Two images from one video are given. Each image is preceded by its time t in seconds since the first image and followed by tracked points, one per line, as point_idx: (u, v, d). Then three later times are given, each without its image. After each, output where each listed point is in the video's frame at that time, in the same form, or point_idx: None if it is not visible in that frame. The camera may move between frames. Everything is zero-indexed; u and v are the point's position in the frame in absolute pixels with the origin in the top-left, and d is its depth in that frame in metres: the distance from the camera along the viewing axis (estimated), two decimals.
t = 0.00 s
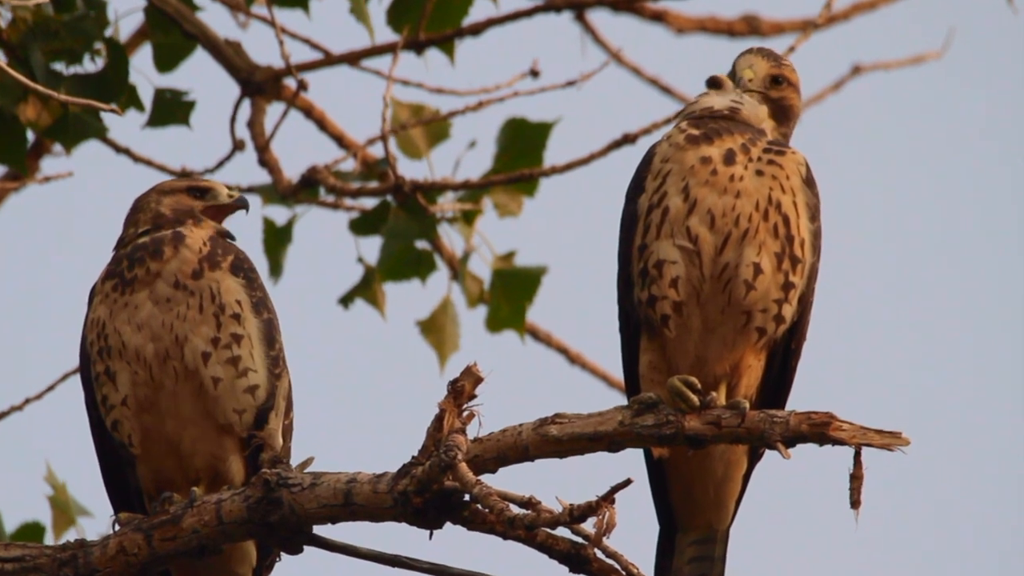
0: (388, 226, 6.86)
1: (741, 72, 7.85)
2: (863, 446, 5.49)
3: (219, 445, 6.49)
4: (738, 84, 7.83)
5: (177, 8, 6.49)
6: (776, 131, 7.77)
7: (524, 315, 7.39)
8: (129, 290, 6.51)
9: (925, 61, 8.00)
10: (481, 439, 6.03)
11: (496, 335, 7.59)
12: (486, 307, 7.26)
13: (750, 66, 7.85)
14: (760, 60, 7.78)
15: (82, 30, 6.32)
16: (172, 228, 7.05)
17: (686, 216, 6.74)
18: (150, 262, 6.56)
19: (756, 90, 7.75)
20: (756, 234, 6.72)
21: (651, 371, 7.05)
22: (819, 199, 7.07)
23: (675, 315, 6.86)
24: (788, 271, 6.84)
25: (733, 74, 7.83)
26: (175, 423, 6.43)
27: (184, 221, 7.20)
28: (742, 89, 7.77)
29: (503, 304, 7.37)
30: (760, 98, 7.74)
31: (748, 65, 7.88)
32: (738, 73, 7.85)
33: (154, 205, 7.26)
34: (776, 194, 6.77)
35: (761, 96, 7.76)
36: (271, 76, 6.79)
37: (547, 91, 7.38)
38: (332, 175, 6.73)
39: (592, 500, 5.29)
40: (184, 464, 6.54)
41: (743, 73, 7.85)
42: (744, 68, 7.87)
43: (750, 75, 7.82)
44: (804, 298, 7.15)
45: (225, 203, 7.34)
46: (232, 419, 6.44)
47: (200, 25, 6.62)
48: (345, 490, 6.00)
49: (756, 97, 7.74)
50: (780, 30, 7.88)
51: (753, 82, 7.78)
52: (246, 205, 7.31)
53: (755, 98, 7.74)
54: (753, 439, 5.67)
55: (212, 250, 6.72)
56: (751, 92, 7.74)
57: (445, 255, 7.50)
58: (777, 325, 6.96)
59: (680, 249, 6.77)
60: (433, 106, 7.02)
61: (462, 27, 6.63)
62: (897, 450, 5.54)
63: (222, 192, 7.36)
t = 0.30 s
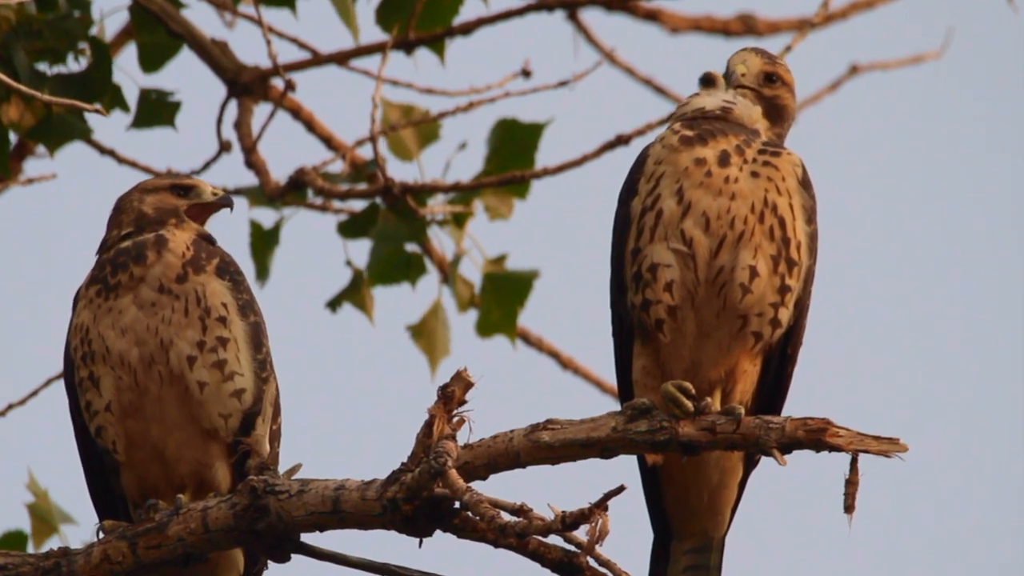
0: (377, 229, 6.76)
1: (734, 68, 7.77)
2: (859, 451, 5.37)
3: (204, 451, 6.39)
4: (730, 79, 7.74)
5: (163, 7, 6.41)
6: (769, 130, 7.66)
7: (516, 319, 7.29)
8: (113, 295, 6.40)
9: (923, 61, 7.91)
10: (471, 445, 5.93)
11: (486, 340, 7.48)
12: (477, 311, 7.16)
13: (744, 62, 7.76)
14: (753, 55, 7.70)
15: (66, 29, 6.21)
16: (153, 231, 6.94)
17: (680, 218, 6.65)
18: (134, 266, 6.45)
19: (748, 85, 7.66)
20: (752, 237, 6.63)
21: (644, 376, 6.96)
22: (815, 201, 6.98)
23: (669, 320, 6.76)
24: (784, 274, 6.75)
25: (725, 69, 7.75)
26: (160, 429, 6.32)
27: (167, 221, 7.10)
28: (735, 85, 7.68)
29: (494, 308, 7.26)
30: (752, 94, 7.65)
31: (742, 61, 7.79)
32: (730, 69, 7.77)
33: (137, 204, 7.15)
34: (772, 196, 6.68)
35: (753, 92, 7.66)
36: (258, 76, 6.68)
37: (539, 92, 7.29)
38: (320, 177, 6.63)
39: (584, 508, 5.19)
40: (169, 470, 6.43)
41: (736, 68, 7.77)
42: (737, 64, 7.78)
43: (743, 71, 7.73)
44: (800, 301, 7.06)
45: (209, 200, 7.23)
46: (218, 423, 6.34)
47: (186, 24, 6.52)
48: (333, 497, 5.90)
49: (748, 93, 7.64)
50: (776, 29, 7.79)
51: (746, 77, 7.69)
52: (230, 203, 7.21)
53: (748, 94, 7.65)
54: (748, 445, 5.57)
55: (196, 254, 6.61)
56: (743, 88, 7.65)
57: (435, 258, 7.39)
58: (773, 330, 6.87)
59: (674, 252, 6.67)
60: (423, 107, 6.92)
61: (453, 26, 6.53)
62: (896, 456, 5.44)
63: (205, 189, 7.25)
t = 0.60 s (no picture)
0: (366, 232, 6.65)
1: (730, 66, 7.67)
2: (856, 458, 5.29)
3: (189, 458, 6.28)
4: (726, 77, 7.64)
5: (148, 6, 6.30)
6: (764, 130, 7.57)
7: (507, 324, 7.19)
8: (97, 299, 6.29)
9: (921, 61, 7.83)
10: (461, 452, 5.82)
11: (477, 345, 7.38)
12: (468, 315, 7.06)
13: (739, 61, 7.67)
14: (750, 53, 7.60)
15: (49, 28, 6.10)
16: (138, 233, 6.83)
17: (674, 221, 6.55)
18: (118, 269, 6.34)
19: (744, 83, 7.57)
20: (747, 239, 6.54)
21: (637, 382, 6.85)
22: (811, 203, 6.88)
23: (663, 324, 6.67)
24: (780, 277, 6.66)
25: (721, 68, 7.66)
26: (145, 435, 6.21)
27: (152, 224, 6.99)
28: (730, 83, 7.59)
29: (486, 312, 7.16)
30: (747, 93, 7.55)
31: (738, 59, 7.69)
32: (725, 66, 7.67)
33: (122, 206, 7.04)
34: (767, 198, 6.59)
35: (749, 91, 7.57)
36: (245, 76, 6.58)
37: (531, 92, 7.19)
38: (308, 179, 6.53)
39: (576, 515, 5.09)
40: (154, 477, 6.32)
41: (732, 66, 7.67)
42: (733, 62, 7.68)
43: (739, 69, 7.64)
44: (796, 305, 6.96)
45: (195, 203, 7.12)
46: (203, 429, 6.23)
47: (171, 23, 6.42)
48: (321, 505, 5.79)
49: (744, 92, 7.55)
50: (772, 28, 7.70)
51: (742, 75, 7.59)
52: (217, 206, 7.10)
53: (743, 93, 7.56)
54: (744, 451, 5.48)
55: (182, 257, 6.50)
56: (739, 86, 7.56)
57: (424, 262, 7.29)
58: (769, 334, 6.78)
59: (668, 255, 6.58)
60: (412, 107, 6.82)
61: (443, 25, 6.43)
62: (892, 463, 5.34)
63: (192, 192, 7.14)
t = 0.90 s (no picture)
0: (354, 235, 6.54)
1: (721, 64, 7.58)
2: (853, 465, 5.20)
3: (174, 464, 6.18)
4: (717, 76, 7.55)
5: (132, 5, 6.19)
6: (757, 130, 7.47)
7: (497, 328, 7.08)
8: (80, 303, 6.18)
9: (918, 60, 7.74)
10: (451, 459, 5.72)
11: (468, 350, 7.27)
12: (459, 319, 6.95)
13: (731, 58, 7.58)
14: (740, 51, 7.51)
15: (31, 28, 6.00)
16: (122, 236, 6.73)
17: (669, 224, 6.46)
18: (102, 272, 6.23)
19: (737, 82, 7.47)
20: (743, 242, 6.45)
21: (630, 387, 6.74)
22: (808, 206, 6.79)
23: (656, 328, 6.57)
24: (776, 281, 6.57)
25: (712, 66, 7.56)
26: (129, 441, 6.11)
27: (136, 227, 6.88)
28: (722, 81, 7.50)
29: (476, 317, 7.05)
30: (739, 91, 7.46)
31: (729, 57, 7.60)
32: (717, 64, 7.58)
33: (105, 209, 6.93)
34: (763, 200, 6.49)
35: (741, 89, 7.48)
36: (231, 76, 6.47)
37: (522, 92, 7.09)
38: (295, 180, 6.42)
39: (568, 524, 4.98)
40: (139, 484, 6.21)
41: (722, 65, 7.58)
42: (724, 61, 7.59)
43: (730, 67, 7.55)
44: (793, 310, 6.87)
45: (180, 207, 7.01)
46: (188, 435, 6.13)
47: (156, 22, 6.32)
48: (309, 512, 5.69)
49: (736, 90, 7.46)
50: (768, 27, 7.61)
51: (733, 74, 7.51)
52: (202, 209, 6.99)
53: (735, 91, 7.47)
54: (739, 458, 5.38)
55: (167, 259, 6.40)
56: (731, 84, 7.47)
57: (414, 264, 7.18)
58: (765, 339, 6.69)
59: (662, 258, 6.48)
60: (401, 107, 6.72)
61: (433, 24, 6.33)
62: (891, 470, 5.24)
63: (177, 195, 7.03)
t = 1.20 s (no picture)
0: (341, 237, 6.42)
1: (716, 67, 7.48)
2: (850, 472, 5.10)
3: (158, 471, 6.09)
4: (712, 80, 7.44)
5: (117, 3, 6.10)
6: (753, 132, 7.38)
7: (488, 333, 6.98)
8: (62, 307, 6.07)
9: (916, 60, 7.66)
10: (441, 465, 5.62)
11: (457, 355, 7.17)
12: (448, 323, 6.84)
13: (725, 61, 7.48)
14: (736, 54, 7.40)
15: (13, 26, 5.89)
16: (105, 240, 6.63)
17: (662, 226, 6.37)
18: (85, 276, 6.12)
19: (734, 84, 7.37)
20: (738, 246, 6.36)
21: (623, 392, 6.65)
22: (804, 208, 6.70)
23: (650, 333, 6.48)
24: (772, 285, 6.47)
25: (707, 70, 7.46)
26: (113, 448, 6.00)
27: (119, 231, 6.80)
28: (718, 84, 7.40)
29: (466, 321, 6.95)
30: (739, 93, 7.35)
31: (723, 61, 7.50)
32: (711, 69, 7.48)
33: (87, 212, 6.85)
34: (758, 203, 6.40)
35: (739, 91, 7.37)
36: (217, 76, 6.37)
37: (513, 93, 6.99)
38: (282, 182, 6.32)
39: (560, 532, 4.87)
40: (122, 491, 6.12)
41: (717, 69, 7.48)
42: (718, 65, 7.49)
43: (724, 70, 7.45)
44: (789, 314, 6.78)
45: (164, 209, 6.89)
46: (173, 441, 6.04)
47: (141, 21, 6.22)
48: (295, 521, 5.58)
49: (735, 92, 7.36)
50: (763, 26, 7.52)
51: (728, 77, 7.40)
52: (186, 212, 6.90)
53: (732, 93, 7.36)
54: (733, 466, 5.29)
55: (151, 263, 6.29)
56: (728, 87, 7.37)
57: (403, 267, 7.08)
58: (761, 344, 6.60)
59: (655, 261, 6.39)
60: (391, 108, 6.62)
61: (423, 23, 6.23)
62: (887, 476, 5.15)
63: (160, 197, 6.91)
